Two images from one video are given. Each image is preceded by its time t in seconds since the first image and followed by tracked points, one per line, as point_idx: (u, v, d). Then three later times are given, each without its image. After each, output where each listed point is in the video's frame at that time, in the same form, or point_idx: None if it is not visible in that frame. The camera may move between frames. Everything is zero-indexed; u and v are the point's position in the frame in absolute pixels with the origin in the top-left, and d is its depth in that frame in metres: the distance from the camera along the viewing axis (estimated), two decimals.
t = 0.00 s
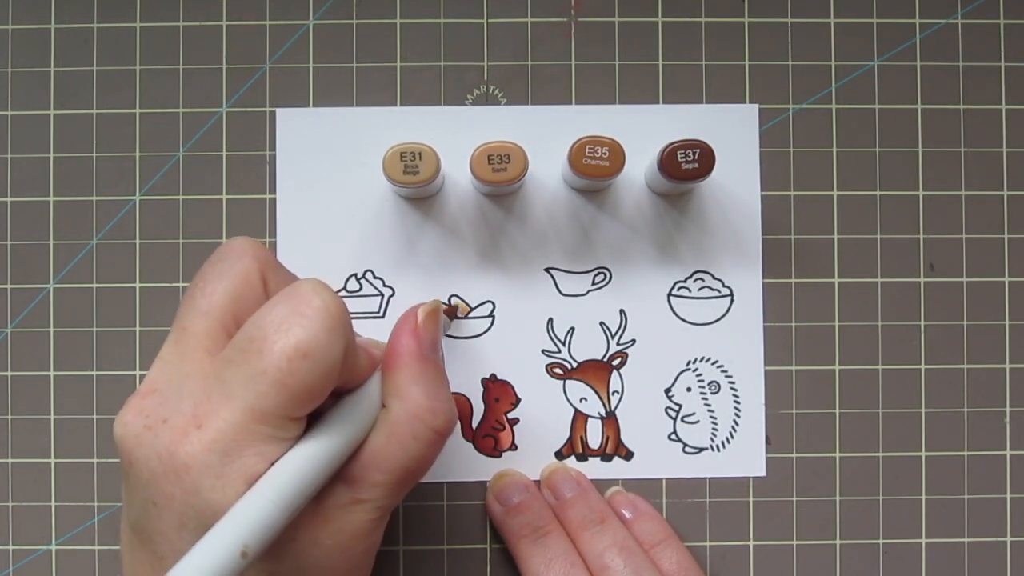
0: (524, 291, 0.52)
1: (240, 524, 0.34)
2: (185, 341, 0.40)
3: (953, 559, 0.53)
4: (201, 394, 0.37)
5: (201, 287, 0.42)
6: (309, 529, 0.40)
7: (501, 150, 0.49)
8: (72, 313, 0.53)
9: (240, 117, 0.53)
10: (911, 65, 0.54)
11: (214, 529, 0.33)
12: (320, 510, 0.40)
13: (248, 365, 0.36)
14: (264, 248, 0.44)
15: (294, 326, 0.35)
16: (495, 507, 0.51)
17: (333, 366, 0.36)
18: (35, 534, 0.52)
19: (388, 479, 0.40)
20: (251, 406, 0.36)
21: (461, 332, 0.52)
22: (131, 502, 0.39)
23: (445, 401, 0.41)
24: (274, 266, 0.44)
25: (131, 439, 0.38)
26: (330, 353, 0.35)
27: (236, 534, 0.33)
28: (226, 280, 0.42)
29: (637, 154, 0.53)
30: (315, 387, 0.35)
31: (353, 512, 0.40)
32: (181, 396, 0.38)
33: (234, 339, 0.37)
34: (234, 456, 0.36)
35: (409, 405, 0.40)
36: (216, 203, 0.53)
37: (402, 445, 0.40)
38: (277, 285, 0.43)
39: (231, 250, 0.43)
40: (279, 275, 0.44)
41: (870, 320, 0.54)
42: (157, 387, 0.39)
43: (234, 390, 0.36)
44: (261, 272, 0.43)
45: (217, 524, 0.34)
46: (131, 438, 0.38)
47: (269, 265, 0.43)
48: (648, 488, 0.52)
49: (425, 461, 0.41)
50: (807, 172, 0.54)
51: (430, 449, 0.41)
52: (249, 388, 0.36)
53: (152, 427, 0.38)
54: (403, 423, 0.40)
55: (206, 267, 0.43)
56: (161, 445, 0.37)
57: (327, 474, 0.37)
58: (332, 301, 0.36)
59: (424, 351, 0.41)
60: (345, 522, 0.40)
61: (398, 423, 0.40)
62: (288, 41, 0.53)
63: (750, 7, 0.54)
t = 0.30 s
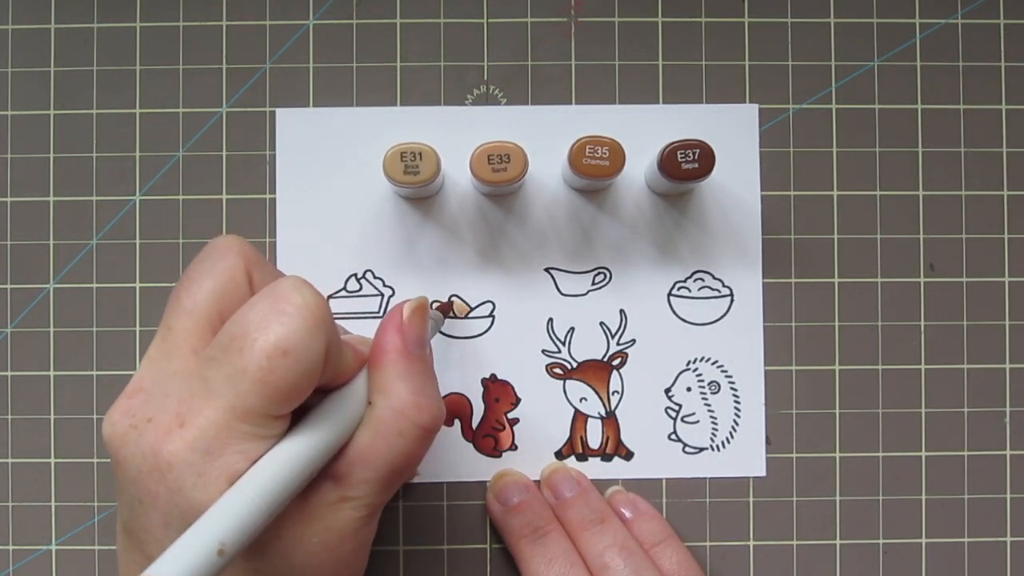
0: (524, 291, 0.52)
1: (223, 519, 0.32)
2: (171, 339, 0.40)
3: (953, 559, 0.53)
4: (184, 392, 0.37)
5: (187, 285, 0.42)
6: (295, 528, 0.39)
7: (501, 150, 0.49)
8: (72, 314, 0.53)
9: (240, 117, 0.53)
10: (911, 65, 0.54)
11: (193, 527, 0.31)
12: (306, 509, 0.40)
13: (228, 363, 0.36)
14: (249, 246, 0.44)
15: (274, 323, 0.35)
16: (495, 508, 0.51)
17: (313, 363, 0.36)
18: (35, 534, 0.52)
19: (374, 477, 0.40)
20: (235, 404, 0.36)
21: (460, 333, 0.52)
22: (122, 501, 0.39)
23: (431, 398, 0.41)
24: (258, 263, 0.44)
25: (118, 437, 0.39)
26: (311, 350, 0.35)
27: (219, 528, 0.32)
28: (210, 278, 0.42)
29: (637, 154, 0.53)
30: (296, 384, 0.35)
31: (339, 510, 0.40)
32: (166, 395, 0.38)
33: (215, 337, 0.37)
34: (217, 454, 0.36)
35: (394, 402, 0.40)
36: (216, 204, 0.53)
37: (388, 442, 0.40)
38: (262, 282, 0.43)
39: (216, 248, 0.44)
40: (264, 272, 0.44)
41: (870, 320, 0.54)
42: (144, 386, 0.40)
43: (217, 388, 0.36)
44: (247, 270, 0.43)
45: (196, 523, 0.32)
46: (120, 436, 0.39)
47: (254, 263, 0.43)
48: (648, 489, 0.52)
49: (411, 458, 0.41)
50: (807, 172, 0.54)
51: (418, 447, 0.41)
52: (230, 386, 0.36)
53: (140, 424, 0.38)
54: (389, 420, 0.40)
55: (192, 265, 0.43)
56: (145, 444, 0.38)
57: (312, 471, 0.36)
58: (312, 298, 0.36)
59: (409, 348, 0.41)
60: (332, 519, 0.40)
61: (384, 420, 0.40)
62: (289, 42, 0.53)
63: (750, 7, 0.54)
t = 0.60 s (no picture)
0: (524, 291, 0.52)
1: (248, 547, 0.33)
2: (194, 358, 0.40)
3: (953, 559, 0.53)
4: (210, 415, 0.37)
5: (211, 301, 0.42)
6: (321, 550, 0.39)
7: (500, 150, 0.49)
8: (72, 314, 0.53)
9: (241, 117, 0.53)
10: (910, 65, 0.54)
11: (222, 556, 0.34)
12: (331, 532, 0.39)
13: (257, 389, 0.35)
14: (275, 264, 0.44)
15: (303, 351, 0.35)
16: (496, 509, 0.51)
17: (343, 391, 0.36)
18: (35, 534, 0.52)
19: (400, 502, 0.40)
20: (263, 431, 0.35)
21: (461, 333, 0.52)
22: (140, 517, 0.39)
23: (457, 422, 0.40)
24: (284, 280, 0.44)
25: (137, 457, 0.38)
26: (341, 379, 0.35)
27: (242, 561, 0.33)
28: (236, 297, 0.42)
29: (637, 154, 0.53)
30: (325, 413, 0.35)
31: (364, 534, 0.40)
32: (189, 417, 0.37)
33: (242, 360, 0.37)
34: (249, 477, 0.36)
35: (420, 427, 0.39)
36: (216, 204, 0.53)
37: (415, 467, 0.39)
38: (287, 301, 0.43)
39: (242, 265, 0.43)
40: (289, 290, 0.44)
41: (870, 320, 0.54)
42: (163, 406, 0.39)
43: (247, 413, 0.36)
44: (272, 288, 0.43)
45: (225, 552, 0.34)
46: (139, 455, 0.38)
47: (279, 281, 0.43)
48: (648, 488, 0.52)
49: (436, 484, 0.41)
50: (807, 172, 0.54)
51: (444, 471, 0.40)
52: (258, 412, 0.35)
53: (161, 446, 0.37)
54: (416, 446, 0.39)
55: (217, 281, 0.43)
56: (169, 467, 0.37)
57: (337, 499, 0.37)
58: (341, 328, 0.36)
59: (433, 372, 0.40)
60: (357, 544, 0.40)
61: (410, 446, 0.39)
62: (289, 42, 0.53)
63: (750, 7, 0.54)
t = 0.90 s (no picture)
0: (524, 291, 0.52)
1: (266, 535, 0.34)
2: (219, 344, 0.40)
3: (953, 559, 0.53)
4: (233, 399, 0.37)
5: (234, 290, 0.42)
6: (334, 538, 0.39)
7: (500, 150, 0.49)
8: (72, 314, 0.53)
9: (240, 116, 0.53)
10: (910, 65, 0.54)
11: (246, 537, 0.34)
12: (345, 519, 0.40)
13: (283, 372, 0.35)
14: (298, 253, 0.44)
15: (331, 335, 0.35)
16: (496, 509, 0.51)
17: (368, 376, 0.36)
18: (35, 534, 0.52)
19: (414, 489, 0.40)
20: (286, 414, 0.35)
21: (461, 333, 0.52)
22: (154, 504, 0.39)
23: (475, 413, 0.41)
24: (307, 270, 0.44)
25: (159, 440, 0.38)
26: (367, 363, 0.35)
27: (267, 543, 0.34)
28: (260, 284, 0.42)
29: (637, 154, 0.53)
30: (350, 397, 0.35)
31: (378, 522, 0.40)
32: (212, 400, 0.38)
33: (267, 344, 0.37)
34: (267, 461, 0.36)
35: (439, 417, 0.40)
36: (216, 203, 0.53)
37: (432, 455, 0.40)
38: (310, 292, 0.43)
39: (265, 253, 0.44)
40: (312, 281, 0.44)
41: (870, 320, 0.54)
42: (186, 390, 0.39)
43: (272, 395, 0.36)
44: (295, 277, 0.43)
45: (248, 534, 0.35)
46: (158, 440, 0.38)
47: (302, 270, 0.44)
48: (648, 488, 0.52)
49: (451, 472, 0.41)
50: (807, 172, 0.54)
51: (458, 460, 0.41)
52: (283, 395, 0.35)
53: (181, 430, 0.38)
54: (434, 433, 0.40)
55: (239, 269, 0.43)
56: (191, 449, 0.37)
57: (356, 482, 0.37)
58: (369, 311, 0.36)
59: (457, 363, 0.41)
60: (369, 531, 0.40)
61: (429, 434, 0.40)
62: (289, 41, 0.53)
63: (750, 7, 0.54)
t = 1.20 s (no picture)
0: (524, 291, 0.52)
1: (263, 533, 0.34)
2: (215, 343, 0.40)
3: (953, 559, 0.53)
4: (230, 397, 0.37)
5: (231, 289, 0.42)
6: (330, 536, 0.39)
7: (499, 150, 0.49)
8: (72, 314, 0.53)
9: (240, 117, 0.53)
10: (910, 65, 0.54)
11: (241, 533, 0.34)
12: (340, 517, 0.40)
13: (281, 370, 0.36)
14: (294, 251, 0.44)
15: (329, 333, 0.35)
16: (496, 509, 0.51)
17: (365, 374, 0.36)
18: (35, 534, 0.52)
19: (409, 487, 0.40)
20: (284, 412, 0.35)
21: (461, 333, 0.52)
22: (152, 502, 0.39)
23: (468, 410, 0.41)
24: (304, 269, 0.44)
25: (157, 439, 0.38)
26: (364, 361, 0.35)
27: (262, 539, 0.34)
28: (257, 283, 0.42)
29: (637, 154, 0.53)
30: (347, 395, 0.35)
31: (373, 521, 0.40)
32: (209, 399, 0.38)
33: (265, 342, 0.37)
34: (264, 460, 0.36)
35: (431, 414, 0.40)
36: (216, 204, 0.53)
37: (426, 452, 0.40)
38: (306, 290, 0.43)
39: (261, 252, 0.44)
40: (309, 279, 0.44)
41: (870, 320, 0.54)
42: (184, 389, 0.39)
43: (269, 393, 0.36)
44: (291, 275, 0.43)
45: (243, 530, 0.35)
46: (156, 439, 0.38)
47: (299, 268, 0.44)
48: (648, 488, 0.52)
49: (446, 469, 0.41)
50: (807, 172, 0.54)
51: (453, 457, 0.41)
52: (281, 393, 0.35)
53: (179, 429, 0.38)
54: (427, 430, 0.40)
55: (236, 267, 0.43)
56: (189, 448, 0.37)
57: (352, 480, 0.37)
58: (366, 308, 0.36)
59: (445, 360, 0.42)
60: (365, 530, 0.40)
61: (421, 430, 0.40)
62: (289, 41, 0.53)
63: (750, 7, 0.54)
